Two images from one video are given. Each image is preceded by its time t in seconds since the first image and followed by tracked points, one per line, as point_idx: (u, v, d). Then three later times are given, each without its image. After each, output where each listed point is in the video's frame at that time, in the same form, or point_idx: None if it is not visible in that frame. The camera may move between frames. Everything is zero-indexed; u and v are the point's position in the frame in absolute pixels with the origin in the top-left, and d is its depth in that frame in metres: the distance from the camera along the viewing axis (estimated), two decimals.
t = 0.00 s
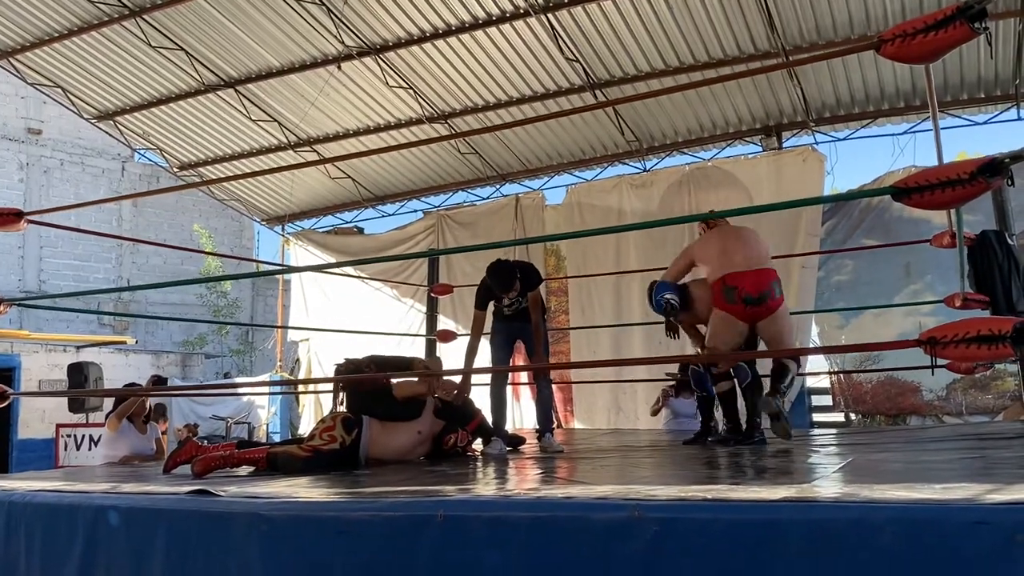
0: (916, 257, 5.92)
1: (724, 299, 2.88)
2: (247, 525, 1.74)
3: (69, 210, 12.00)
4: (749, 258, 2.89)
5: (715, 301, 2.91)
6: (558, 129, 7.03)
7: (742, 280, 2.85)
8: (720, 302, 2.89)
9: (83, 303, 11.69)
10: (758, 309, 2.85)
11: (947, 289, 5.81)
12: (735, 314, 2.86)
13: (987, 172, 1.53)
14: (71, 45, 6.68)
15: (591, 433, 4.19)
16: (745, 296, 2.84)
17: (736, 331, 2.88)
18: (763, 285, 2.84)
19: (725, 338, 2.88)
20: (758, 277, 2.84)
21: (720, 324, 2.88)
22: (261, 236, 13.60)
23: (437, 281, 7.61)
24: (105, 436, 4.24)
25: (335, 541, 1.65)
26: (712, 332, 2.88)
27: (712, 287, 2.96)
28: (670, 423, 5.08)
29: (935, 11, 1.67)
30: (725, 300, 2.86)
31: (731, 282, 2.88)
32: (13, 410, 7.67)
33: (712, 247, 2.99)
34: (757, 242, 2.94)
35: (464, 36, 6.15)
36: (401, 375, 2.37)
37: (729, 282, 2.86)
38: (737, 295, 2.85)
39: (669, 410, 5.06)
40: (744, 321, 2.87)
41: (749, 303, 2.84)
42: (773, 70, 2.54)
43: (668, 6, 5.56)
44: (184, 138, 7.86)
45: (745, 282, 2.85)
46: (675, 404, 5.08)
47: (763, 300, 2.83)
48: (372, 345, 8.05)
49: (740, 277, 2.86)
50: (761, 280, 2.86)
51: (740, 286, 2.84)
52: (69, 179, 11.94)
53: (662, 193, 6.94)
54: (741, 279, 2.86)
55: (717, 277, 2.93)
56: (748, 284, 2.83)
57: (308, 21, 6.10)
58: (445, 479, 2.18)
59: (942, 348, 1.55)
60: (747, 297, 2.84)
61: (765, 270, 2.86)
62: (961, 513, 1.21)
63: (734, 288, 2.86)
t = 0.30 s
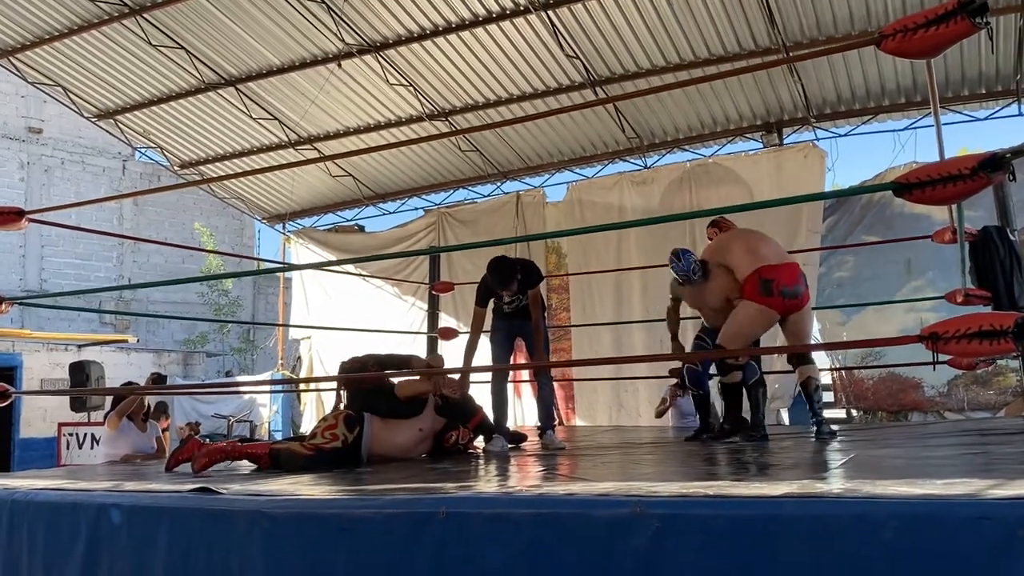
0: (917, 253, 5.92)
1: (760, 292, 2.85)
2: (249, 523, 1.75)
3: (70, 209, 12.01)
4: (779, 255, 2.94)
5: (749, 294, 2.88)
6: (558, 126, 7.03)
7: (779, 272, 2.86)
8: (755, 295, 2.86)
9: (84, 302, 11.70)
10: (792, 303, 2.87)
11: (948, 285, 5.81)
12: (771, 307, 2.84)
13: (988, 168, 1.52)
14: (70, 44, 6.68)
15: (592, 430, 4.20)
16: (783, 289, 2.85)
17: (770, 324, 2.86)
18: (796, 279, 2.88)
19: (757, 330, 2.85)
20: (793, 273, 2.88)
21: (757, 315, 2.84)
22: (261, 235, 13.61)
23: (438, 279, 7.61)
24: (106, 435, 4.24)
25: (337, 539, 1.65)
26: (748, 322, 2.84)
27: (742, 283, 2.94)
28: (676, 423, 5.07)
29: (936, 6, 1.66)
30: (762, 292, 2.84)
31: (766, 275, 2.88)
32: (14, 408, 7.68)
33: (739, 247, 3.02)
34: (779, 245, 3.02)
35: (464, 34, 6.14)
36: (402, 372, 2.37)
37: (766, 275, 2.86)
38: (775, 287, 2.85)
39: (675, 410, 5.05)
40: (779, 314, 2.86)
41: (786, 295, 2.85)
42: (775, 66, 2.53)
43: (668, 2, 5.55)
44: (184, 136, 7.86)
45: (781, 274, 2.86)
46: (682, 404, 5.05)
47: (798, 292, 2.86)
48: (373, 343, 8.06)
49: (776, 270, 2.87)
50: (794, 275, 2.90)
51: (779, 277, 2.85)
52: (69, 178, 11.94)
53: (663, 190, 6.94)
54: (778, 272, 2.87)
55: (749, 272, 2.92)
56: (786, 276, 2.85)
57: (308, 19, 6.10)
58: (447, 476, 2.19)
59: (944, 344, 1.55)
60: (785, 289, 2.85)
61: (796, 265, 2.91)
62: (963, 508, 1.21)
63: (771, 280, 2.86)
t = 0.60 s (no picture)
0: (915, 250, 5.93)
1: (748, 290, 2.89)
2: (248, 520, 1.75)
3: (66, 207, 11.98)
4: (772, 253, 2.94)
5: (739, 293, 2.92)
6: (556, 124, 7.02)
7: (767, 272, 2.89)
8: (744, 294, 2.90)
9: (81, 300, 11.69)
10: (781, 302, 2.89)
11: (946, 282, 5.82)
12: (759, 306, 2.88)
13: (987, 164, 1.53)
14: (68, 42, 6.67)
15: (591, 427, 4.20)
16: (770, 288, 2.87)
17: (759, 323, 2.89)
18: (786, 279, 2.89)
19: (747, 329, 2.89)
20: (783, 272, 2.89)
21: (745, 314, 2.88)
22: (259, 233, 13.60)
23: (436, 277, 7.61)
24: (104, 433, 4.24)
25: (336, 537, 1.65)
26: (737, 321, 2.88)
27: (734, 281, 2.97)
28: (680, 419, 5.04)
29: (935, 2, 1.66)
30: (751, 291, 2.88)
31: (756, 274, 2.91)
32: (12, 407, 7.68)
33: (736, 244, 3.04)
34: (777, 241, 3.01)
35: (462, 31, 6.14)
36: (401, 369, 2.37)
37: (754, 273, 2.89)
38: (763, 286, 2.88)
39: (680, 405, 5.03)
40: (768, 313, 2.89)
41: (773, 295, 2.87)
42: (772, 62, 2.52)
43: None
44: (182, 134, 7.85)
45: (770, 273, 2.88)
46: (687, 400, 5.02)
47: (786, 292, 2.88)
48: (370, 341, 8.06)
49: (766, 269, 2.89)
50: (785, 275, 2.91)
51: (766, 276, 2.87)
52: (66, 176, 11.92)
53: (661, 187, 6.94)
54: (766, 271, 2.89)
55: (739, 270, 2.95)
56: (773, 276, 2.87)
57: (305, 17, 6.09)
58: (446, 474, 2.19)
59: (941, 340, 1.54)
60: (773, 289, 2.87)
61: (788, 264, 2.90)
62: (963, 504, 1.22)
63: (759, 279, 2.89)
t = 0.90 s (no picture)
0: (905, 248, 5.96)
1: (755, 286, 2.91)
2: (240, 519, 1.74)
3: (56, 204, 11.92)
4: (779, 253, 2.98)
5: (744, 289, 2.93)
6: (548, 122, 7.01)
7: (774, 269, 2.94)
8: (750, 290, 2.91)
9: (71, 298, 11.63)
10: (785, 301, 2.94)
11: (936, 281, 5.85)
12: (766, 302, 2.90)
13: (977, 163, 1.52)
14: (58, 39, 6.63)
15: (583, 425, 4.20)
16: (777, 285, 2.91)
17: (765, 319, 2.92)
18: (790, 279, 2.97)
19: (754, 324, 2.90)
20: (787, 271, 2.96)
21: (752, 309, 2.90)
22: (250, 230, 13.56)
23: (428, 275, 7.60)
24: (95, 432, 4.22)
25: (329, 536, 1.65)
26: (745, 316, 2.89)
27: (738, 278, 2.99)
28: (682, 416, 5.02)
29: (925, 2, 1.65)
30: (758, 287, 2.91)
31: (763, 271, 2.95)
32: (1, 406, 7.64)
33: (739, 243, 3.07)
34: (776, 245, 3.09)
35: (454, 29, 6.13)
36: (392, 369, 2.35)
37: (762, 270, 2.91)
38: (770, 283, 2.92)
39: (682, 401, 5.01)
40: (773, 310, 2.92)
41: (779, 293, 2.92)
42: (763, 62, 2.51)
43: None
44: (173, 132, 7.81)
45: (777, 271, 2.93)
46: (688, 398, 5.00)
47: (791, 292, 2.94)
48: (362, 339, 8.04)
49: (772, 267, 2.94)
50: (788, 275, 2.98)
51: (774, 274, 2.92)
52: (56, 173, 11.85)
53: (653, 186, 6.95)
54: (773, 269, 2.94)
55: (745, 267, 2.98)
56: (781, 274, 2.92)
57: (297, 14, 6.07)
58: (437, 472, 2.19)
59: (932, 338, 1.55)
60: (779, 287, 2.92)
61: (792, 265, 2.98)
62: (952, 501, 1.22)
63: (766, 276, 2.93)
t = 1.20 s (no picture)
0: (888, 248, 6.00)
1: (754, 287, 3.02)
2: (223, 517, 1.73)
3: (39, 201, 11.80)
4: (771, 258, 3.15)
5: (744, 289, 3.03)
6: (534, 120, 7.01)
7: (772, 273, 3.08)
8: (751, 291, 3.02)
9: (54, 295, 11.51)
10: (779, 304, 3.07)
11: (918, 280, 5.89)
12: (764, 302, 3.02)
13: (959, 163, 1.52)
14: (39, 34, 6.56)
15: (568, 424, 4.20)
16: (774, 288, 3.05)
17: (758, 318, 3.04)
18: (783, 283, 3.13)
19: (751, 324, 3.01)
20: (781, 277, 3.11)
21: (750, 308, 3.00)
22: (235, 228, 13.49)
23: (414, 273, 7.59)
24: (77, 430, 4.18)
25: (313, 534, 1.64)
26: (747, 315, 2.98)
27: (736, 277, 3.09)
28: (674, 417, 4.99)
29: (909, 2, 1.62)
30: (758, 288, 3.03)
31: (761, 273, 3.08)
32: None
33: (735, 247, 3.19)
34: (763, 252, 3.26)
35: (440, 27, 6.11)
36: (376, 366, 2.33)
37: (762, 272, 3.04)
38: (768, 285, 3.05)
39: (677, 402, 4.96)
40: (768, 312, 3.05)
41: (775, 295, 3.06)
42: (746, 62, 2.50)
43: None
44: (157, 128, 7.75)
45: (774, 275, 3.08)
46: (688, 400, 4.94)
47: (785, 295, 3.09)
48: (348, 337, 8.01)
49: (770, 271, 3.08)
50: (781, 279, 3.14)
51: (772, 277, 3.06)
52: (38, 170, 11.72)
53: (638, 184, 6.97)
54: (771, 273, 3.08)
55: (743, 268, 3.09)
56: (777, 278, 3.08)
57: (282, 11, 6.04)
58: (422, 470, 2.18)
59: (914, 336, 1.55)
60: (775, 289, 3.06)
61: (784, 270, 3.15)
62: (934, 498, 1.24)
63: (765, 278, 3.06)
